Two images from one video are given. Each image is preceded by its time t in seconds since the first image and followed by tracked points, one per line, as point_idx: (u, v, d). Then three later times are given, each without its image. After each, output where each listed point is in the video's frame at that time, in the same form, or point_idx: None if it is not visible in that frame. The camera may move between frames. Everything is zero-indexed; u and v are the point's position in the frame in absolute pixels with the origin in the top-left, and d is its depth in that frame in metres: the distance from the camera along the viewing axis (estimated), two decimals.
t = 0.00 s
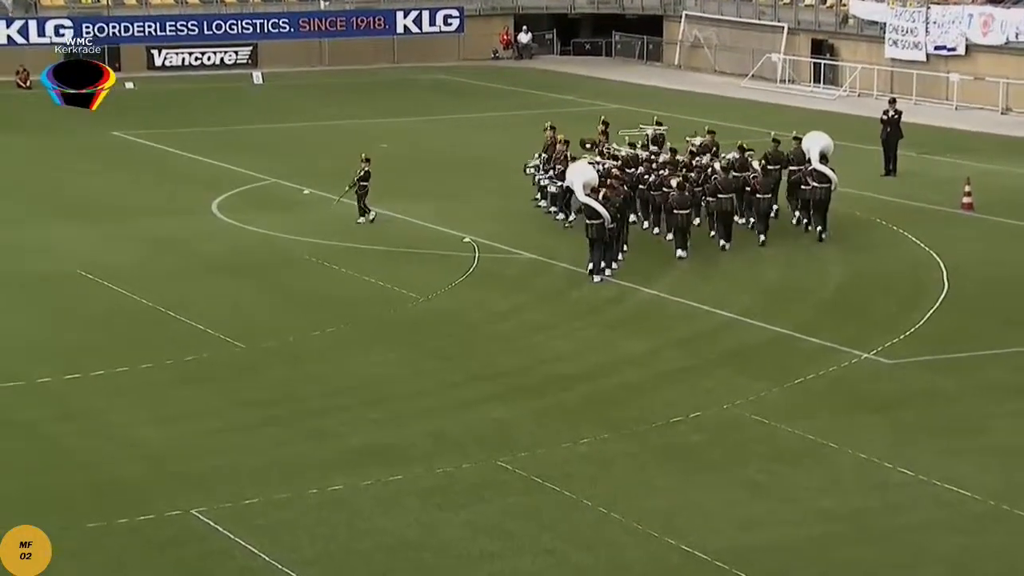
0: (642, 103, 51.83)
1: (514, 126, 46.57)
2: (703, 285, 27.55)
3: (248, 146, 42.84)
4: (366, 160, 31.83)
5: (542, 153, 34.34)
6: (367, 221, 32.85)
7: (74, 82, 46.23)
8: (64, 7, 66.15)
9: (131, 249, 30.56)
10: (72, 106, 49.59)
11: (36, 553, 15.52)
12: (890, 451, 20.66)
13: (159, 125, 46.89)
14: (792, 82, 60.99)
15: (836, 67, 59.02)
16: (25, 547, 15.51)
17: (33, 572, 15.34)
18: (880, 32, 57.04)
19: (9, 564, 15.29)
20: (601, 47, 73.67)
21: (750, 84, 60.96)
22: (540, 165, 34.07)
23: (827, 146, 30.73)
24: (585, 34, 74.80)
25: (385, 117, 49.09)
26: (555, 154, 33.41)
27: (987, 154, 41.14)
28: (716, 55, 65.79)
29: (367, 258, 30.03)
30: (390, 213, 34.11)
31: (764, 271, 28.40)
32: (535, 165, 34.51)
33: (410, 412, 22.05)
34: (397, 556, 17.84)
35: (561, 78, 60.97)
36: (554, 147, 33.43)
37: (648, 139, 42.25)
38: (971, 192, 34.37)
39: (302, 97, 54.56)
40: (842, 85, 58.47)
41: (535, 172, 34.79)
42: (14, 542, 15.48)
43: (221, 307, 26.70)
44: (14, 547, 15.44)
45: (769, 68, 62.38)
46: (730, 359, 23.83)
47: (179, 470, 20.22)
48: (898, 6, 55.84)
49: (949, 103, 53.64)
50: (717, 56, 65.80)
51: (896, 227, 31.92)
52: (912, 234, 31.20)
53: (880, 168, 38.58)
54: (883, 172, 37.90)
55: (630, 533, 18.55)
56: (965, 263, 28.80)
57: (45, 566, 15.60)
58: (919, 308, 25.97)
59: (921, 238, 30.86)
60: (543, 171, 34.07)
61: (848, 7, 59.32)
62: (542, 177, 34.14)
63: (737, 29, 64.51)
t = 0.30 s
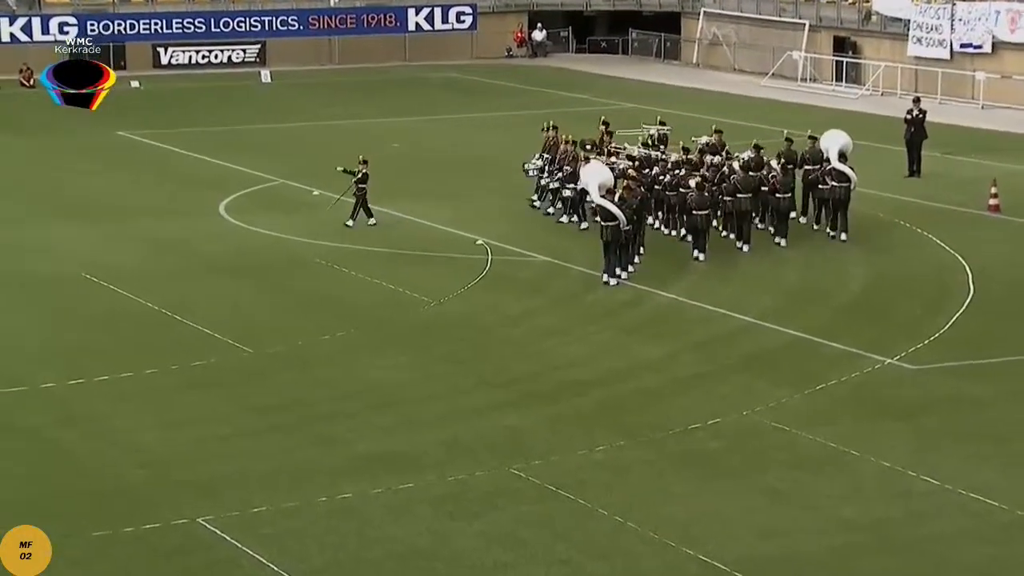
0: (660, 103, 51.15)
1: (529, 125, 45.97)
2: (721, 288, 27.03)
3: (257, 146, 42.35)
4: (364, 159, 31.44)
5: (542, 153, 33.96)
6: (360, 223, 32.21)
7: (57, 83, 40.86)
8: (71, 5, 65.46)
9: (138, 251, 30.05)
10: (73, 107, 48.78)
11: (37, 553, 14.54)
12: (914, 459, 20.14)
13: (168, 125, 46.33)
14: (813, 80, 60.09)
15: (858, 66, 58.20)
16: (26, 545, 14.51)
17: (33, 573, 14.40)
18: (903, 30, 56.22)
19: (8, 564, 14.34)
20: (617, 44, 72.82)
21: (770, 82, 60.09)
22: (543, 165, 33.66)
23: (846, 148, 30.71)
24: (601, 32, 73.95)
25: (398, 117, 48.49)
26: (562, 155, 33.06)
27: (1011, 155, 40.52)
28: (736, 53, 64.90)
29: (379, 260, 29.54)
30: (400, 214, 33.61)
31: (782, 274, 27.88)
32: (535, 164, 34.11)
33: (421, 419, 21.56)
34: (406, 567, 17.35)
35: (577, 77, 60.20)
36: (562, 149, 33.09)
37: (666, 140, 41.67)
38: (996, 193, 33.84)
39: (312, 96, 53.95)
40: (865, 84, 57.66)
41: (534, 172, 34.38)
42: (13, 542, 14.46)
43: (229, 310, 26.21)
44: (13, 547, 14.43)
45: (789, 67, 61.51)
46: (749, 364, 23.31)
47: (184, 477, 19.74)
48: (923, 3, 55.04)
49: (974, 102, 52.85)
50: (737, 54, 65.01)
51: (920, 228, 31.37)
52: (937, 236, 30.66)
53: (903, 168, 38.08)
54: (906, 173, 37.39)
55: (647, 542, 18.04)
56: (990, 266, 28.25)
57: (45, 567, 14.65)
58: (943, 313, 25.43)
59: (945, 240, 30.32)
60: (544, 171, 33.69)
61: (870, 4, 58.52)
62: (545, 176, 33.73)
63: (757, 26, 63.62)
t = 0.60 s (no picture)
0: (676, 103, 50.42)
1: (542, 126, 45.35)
2: (737, 291, 26.60)
3: (265, 147, 41.89)
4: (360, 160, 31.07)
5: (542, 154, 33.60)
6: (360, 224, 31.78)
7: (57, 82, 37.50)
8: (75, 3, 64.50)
9: (145, 254, 29.59)
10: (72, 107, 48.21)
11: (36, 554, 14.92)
12: (935, 465, 19.71)
13: (175, 125, 45.73)
14: (832, 79, 59.06)
15: (878, 64, 57.27)
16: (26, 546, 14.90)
17: (32, 573, 14.76)
18: (924, 27, 55.32)
19: (8, 563, 14.72)
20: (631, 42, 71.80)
21: (787, 81, 59.09)
22: (545, 166, 33.30)
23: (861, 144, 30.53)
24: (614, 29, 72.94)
25: (408, 117, 47.86)
26: (566, 155, 32.75)
27: None
28: (752, 51, 63.86)
29: (389, 262, 29.15)
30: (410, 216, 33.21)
31: (799, 277, 27.44)
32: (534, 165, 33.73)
33: (432, 424, 21.15)
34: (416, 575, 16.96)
35: (592, 77, 59.30)
36: (566, 149, 32.79)
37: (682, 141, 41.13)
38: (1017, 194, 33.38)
39: (322, 96, 53.28)
40: (885, 82, 56.73)
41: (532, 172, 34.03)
42: (12, 543, 14.89)
43: (236, 314, 25.79)
44: (13, 548, 14.85)
45: (807, 65, 60.50)
46: (765, 369, 22.89)
47: (189, 483, 19.35)
48: None
49: (997, 102, 52.00)
50: (753, 52, 63.87)
51: (942, 230, 30.92)
52: (958, 238, 30.21)
53: (924, 168, 37.63)
54: (927, 173, 36.93)
55: (662, 550, 17.63)
56: (1012, 268, 27.78)
57: (45, 566, 15.04)
58: (964, 316, 24.99)
59: (966, 242, 29.86)
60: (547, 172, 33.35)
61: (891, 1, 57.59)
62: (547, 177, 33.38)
63: (774, 23, 62.57)
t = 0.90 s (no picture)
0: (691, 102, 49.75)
1: (555, 126, 44.79)
2: (752, 294, 26.15)
3: (273, 147, 41.43)
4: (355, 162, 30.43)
5: (541, 155, 33.00)
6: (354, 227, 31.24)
7: (56, 82, 36.00)
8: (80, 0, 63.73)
9: (152, 257, 29.15)
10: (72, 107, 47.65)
11: (36, 554, 13.78)
12: (957, 472, 19.27)
13: (183, 125, 45.20)
14: (851, 77, 58.10)
15: (899, 61, 56.34)
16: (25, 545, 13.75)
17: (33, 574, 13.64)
18: (946, 24, 54.43)
19: (7, 564, 13.58)
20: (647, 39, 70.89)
21: (805, 79, 58.16)
22: (545, 167, 32.70)
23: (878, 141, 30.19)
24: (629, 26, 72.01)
25: (420, 116, 47.29)
26: (569, 156, 32.20)
27: None
28: (770, 49, 62.85)
29: (400, 264, 28.75)
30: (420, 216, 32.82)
31: (816, 279, 26.99)
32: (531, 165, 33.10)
33: (441, 430, 20.74)
34: None
35: (606, 77, 58.49)
36: (569, 150, 32.25)
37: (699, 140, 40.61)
38: None
39: (331, 95, 52.70)
40: (905, 80, 55.80)
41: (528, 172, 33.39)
42: (12, 541, 13.70)
43: (243, 317, 25.40)
44: (13, 547, 13.67)
45: (826, 63, 59.54)
46: (781, 373, 22.45)
47: (194, 489, 18.96)
48: None
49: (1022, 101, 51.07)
50: (771, 50, 62.90)
51: (963, 231, 30.46)
52: (979, 239, 29.75)
53: (946, 168, 37.18)
54: (948, 174, 36.46)
55: (677, 559, 17.22)
56: None
57: (45, 567, 13.88)
58: (985, 319, 24.54)
59: (987, 243, 29.40)
60: (546, 173, 32.76)
61: None
62: (547, 178, 32.78)
63: (792, 20, 61.57)
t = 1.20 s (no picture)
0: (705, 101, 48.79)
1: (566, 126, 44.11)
2: (766, 296, 25.78)
3: (280, 147, 40.92)
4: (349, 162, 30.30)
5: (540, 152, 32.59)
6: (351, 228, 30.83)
7: (54, 83, 36.19)
8: None
9: (157, 259, 28.76)
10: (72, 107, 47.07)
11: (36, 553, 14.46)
12: (977, 477, 18.91)
13: (189, 125, 44.61)
14: (869, 74, 56.43)
15: (917, 58, 54.78)
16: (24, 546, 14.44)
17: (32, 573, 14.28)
18: (964, 20, 52.91)
19: (8, 564, 14.22)
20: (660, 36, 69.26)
21: (820, 76, 56.56)
22: (545, 164, 32.32)
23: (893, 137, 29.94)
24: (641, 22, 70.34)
25: (428, 116, 46.55)
26: (570, 154, 31.78)
27: None
28: (785, 46, 61.03)
29: (410, 265, 28.38)
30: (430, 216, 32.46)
31: (831, 280, 26.61)
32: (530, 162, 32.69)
33: (452, 433, 20.40)
34: None
35: (617, 75, 57.13)
36: (571, 148, 31.83)
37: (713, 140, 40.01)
38: None
39: (339, 94, 51.94)
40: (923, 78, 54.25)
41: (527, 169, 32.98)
42: (12, 541, 14.37)
43: (251, 319, 25.05)
44: (13, 546, 14.33)
45: (842, 59, 57.83)
46: (797, 376, 22.09)
47: (200, 493, 18.65)
48: None
49: None
50: (785, 46, 60.95)
51: (983, 232, 30.05)
52: (997, 240, 29.34)
53: (966, 168, 36.73)
54: (969, 172, 36.07)
55: (692, 564, 16.89)
56: None
57: (46, 567, 14.54)
58: (1005, 321, 24.17)
59: (1006, 244, 28.98)
60: (547, 170, 32.37)
61: None
62: (548, 175, 32.43)
63: (808, 16, 59.83)
